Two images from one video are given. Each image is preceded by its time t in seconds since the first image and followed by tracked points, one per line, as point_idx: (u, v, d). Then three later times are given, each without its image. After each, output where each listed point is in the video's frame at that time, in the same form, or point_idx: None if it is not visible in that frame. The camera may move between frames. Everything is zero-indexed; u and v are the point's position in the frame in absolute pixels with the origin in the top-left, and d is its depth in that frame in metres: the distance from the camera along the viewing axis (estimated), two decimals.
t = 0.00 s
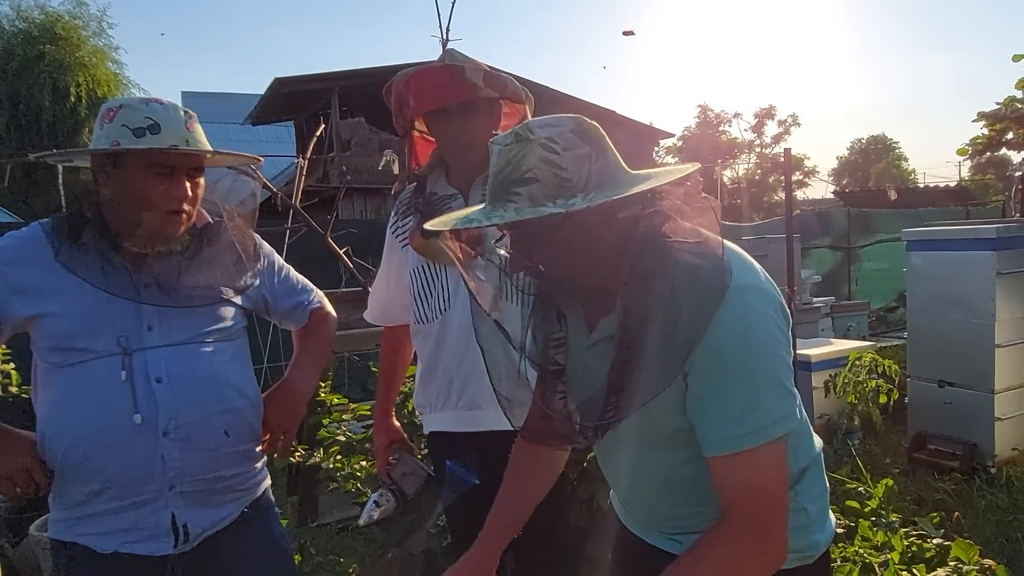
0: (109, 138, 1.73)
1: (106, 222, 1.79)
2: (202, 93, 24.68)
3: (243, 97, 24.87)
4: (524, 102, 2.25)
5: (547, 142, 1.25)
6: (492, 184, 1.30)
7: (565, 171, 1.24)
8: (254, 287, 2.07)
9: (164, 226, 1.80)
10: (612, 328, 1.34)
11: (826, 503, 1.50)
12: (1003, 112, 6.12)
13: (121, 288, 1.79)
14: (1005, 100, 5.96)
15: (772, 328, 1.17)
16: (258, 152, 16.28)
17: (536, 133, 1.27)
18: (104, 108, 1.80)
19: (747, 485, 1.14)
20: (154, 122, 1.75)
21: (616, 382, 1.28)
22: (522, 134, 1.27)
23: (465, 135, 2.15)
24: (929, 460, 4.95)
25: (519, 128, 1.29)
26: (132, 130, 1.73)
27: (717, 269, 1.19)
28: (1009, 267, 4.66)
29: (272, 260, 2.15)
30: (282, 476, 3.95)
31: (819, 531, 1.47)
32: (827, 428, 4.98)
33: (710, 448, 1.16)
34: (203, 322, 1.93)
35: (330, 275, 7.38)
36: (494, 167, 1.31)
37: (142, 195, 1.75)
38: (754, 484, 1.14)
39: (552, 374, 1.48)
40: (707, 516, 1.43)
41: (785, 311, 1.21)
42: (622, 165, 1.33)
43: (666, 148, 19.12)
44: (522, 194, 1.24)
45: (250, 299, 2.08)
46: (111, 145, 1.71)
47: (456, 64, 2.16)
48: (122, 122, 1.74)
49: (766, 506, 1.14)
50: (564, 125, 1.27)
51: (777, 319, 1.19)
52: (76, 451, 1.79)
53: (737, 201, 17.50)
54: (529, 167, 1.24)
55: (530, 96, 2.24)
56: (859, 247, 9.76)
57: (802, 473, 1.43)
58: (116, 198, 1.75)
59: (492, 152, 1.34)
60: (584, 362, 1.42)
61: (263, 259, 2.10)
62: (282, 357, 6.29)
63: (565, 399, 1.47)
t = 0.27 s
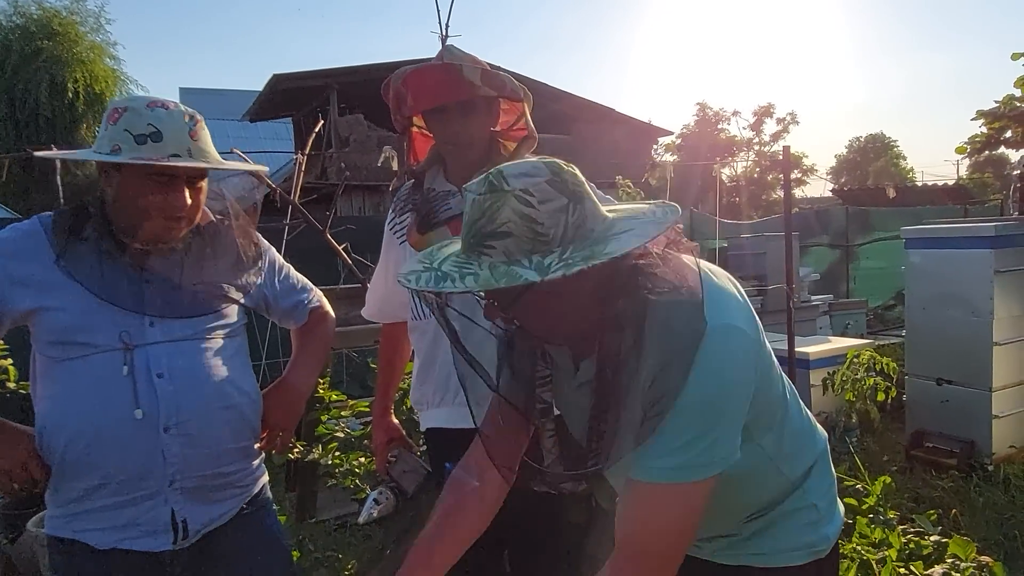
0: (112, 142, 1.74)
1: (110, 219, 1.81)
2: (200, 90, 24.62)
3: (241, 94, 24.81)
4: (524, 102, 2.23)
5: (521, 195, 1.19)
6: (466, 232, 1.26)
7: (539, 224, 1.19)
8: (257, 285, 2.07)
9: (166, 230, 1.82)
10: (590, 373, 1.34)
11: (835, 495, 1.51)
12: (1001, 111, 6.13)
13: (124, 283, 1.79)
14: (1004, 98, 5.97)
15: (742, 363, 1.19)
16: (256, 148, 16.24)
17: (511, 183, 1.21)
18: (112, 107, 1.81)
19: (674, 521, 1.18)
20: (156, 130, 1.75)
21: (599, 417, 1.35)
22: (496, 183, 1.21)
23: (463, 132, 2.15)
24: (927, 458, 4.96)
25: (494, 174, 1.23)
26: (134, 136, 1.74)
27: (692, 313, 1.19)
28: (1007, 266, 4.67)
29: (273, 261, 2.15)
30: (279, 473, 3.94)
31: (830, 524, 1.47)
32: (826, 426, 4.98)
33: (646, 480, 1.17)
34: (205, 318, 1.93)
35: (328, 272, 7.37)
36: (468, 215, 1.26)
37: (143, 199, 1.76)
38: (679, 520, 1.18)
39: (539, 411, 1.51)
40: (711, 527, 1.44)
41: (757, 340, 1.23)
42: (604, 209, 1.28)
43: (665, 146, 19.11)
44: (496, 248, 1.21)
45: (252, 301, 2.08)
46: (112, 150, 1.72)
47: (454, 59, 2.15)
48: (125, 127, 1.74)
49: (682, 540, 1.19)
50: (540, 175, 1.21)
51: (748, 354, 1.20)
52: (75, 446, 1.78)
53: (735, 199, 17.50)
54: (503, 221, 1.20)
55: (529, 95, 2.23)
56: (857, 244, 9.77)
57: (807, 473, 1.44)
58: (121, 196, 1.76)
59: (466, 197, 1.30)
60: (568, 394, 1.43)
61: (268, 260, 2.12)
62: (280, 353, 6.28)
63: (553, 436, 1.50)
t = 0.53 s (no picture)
0: (90, 137, 1.73)
1: (105, 213, 1.81)
2: (199, 85, 24.56)
3: (240, 89, 24.76)
4: (524, 101, 2.22)
5: (502, 212, 1.17)
6: (446, 249, 1.23)
7: (520, 242, 1.17)
8: (256, 281, 2.07)
9: (159, 221, 1.83)
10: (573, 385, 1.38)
11: (827, 493, 1.51)
12: (1001, 111, 6.14)
13: (122, 279, 1.79)
14: (1003, 99, 5.98)
15: (731, 373, 1.19)
16: (255, 145, 16.21)
17: (492, 199, 1.18)
18: (95, 103, 1.81)
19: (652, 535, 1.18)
20: (129, 121, 1.73)
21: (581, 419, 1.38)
22: (477, 200, 1.18)
23: (463, 129, 2.15)
24: (924, 456, 4.96)
25: (473, 191, 1.20)
26: (109, 130, 1.73)
27: (675, 322, 1.20)
28: (1005, 266, 4.68)
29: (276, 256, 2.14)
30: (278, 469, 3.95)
31: (821, 522, 1.47)
32: (823, 425, 5.00)
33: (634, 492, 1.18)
34: (206, 314, 1.93)
35: (327, 268, 7.37)
36: (449, 232, 1.24)
37: (127, 190, 1.75)
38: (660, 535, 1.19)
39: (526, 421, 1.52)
40: (703, 528, 1.44)
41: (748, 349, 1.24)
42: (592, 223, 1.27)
43: (665, 145, 19.11)
44: (478, 267, 1.19)
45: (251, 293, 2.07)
46: (89, 146, 1.72)
47: (454, 56, 2.15)
48: (100, 121, 1.73)
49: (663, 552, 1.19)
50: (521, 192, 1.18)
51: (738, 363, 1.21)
52: (75, 441, 1.79)
53: (734, 198, 17.51)
54: (484, 240, 1.17)
55: (529, 94, 2.22)
56: (856, 244, 9.77)
57: (797, 472, 1.45)
58: (107, 190, 1.77)
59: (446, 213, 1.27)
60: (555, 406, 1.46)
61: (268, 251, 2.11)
62: (279, 350, 6.28)
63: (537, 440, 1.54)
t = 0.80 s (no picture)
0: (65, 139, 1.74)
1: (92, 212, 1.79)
2: (199, 81, 24.49)
3: (240, 85, 24.72)
4: (526, 100, 2.22)
5: (500, 222, 1.16)
6: (441, 264, 1.21)
7: (520, 250, 1.16)
8: (251, 274, 2.03)
9: (142, 219, 1.79)
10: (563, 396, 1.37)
11: (821, 491, 1.52)
12: (1001, 113, 6.15)
13: (113, 277, 1.78)
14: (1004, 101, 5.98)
15: (717, 378, 1.22)
16: (255, 141, 16.19)
17: (487, 210, 1.17)
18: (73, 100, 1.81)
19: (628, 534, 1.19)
20: (97, 122, 1.72)
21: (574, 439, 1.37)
22: (471, 212, 1.17)
23: (464, 128, 2.15)
24: (923, 458, 5.00)
25: (467, 203, 1.19)
26: (80, 131, 1.72)
27: (664, 335, 1.22)
28: (1004, 268, 4.69)
29: (271, 244, 2.10)
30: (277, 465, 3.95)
31: (817, 519, 1.48)
32: (821, 425, 5.02)
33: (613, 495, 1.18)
34: (198, 312, 1.91)
35: (327, 265, 7.37)
36: (443, 248, 1.21)
37: (102, 190, 1.73)
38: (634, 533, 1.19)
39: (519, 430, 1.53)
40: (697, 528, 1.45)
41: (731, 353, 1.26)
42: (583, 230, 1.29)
43: (665, 145, 19.10)
44: (479, 278, 1.17)
45: (245, 288, 2.03)
46: (63, 147, 1.73)
47: (457, 54, 2.15)
48: (72, 122, 1.73)
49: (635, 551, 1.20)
50: (516, 201, 1.18)
51: (717, 368, 1.23)
52: (71, 440, 1.80)
53: (734, 198, 17.51)
54: (483, 251, 1.16)
55: (531, 93, 2.21)
56: (856, 245, 9.78)
57: (793, 472, 1.45)
58: (89, 192, 1.74)
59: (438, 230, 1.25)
60: (549, 415, 1.48)
61: (258, 245, 2.05)
62: (278, 346, 6.28)
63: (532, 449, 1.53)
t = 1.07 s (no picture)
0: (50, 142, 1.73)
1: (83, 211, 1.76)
2: (199, 79, 24.45)
3: (239, 83, 24.68)
4: (529, 101, 2.22)
5: (482, 248, 1.16)
6: (436, 295, 1.22)
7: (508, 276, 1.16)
8: (249, 268, 2.03)
9: (135, 221, 1.75)
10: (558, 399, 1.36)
11: (816, 491, 1.52)
12: (1001, 116, 6.15)
13: (106, 276, 1.77)
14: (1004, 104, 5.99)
15: (713, 381, 1.21)
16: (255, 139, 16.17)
17: (468, 237, 1.17)
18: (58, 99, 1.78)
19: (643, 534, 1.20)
20: (78, 126, 1.68)
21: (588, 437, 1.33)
22: (452, 242, 1.17)
23: (467, 127, 2.15)
24: (920, 459, 5.00)
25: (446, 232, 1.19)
26: (62, 135, 1.70)
27: (663, 335, 1.22)
28: (1003, 271, 4.70)
29: (269, 236, 2.08)
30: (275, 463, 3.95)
31: (811, 519, 1.48)
32: (819, 426, 5.03)
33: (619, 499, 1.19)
34: (193, 312, 1.90)
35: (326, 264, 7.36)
36: (433, 281, 1.22)
37: (87, 194, 1.68)
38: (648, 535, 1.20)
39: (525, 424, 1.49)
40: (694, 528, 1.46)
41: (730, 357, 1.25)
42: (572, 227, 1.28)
43: (666, 146, 19.10)
44: (474, 307, 1.18)
45: (243, 282, 2.02)
46: (49, 152, 1.72)
47: (459, 53, 2.15)
48: (55, 125, 1.71)
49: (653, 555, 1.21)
50: (493, 223, 1.18)
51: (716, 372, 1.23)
52: (71, 440, 1.82)
53: (734, 199, 17.52)
54: (472, 281, 1.17)
55: (535, 94, 2.21)
56: (855, 247, 9.79)
57: (787, 472, 1.45)
58: (77, 195, 1.69)
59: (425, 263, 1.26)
60: (551, 413, 1.41)
61: (256, 239, 2.04)
62: (277, 344, 6.27)
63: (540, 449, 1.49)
